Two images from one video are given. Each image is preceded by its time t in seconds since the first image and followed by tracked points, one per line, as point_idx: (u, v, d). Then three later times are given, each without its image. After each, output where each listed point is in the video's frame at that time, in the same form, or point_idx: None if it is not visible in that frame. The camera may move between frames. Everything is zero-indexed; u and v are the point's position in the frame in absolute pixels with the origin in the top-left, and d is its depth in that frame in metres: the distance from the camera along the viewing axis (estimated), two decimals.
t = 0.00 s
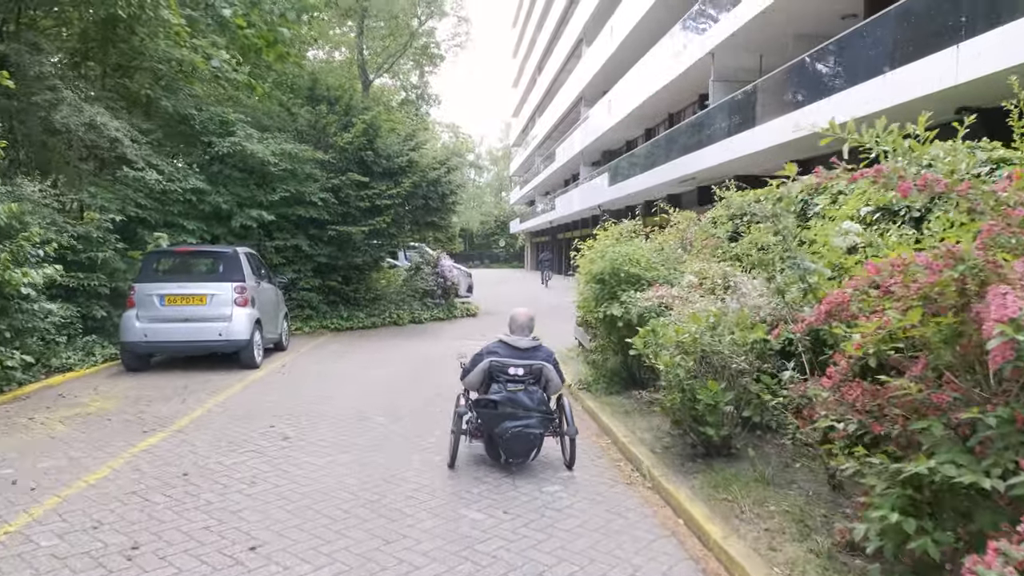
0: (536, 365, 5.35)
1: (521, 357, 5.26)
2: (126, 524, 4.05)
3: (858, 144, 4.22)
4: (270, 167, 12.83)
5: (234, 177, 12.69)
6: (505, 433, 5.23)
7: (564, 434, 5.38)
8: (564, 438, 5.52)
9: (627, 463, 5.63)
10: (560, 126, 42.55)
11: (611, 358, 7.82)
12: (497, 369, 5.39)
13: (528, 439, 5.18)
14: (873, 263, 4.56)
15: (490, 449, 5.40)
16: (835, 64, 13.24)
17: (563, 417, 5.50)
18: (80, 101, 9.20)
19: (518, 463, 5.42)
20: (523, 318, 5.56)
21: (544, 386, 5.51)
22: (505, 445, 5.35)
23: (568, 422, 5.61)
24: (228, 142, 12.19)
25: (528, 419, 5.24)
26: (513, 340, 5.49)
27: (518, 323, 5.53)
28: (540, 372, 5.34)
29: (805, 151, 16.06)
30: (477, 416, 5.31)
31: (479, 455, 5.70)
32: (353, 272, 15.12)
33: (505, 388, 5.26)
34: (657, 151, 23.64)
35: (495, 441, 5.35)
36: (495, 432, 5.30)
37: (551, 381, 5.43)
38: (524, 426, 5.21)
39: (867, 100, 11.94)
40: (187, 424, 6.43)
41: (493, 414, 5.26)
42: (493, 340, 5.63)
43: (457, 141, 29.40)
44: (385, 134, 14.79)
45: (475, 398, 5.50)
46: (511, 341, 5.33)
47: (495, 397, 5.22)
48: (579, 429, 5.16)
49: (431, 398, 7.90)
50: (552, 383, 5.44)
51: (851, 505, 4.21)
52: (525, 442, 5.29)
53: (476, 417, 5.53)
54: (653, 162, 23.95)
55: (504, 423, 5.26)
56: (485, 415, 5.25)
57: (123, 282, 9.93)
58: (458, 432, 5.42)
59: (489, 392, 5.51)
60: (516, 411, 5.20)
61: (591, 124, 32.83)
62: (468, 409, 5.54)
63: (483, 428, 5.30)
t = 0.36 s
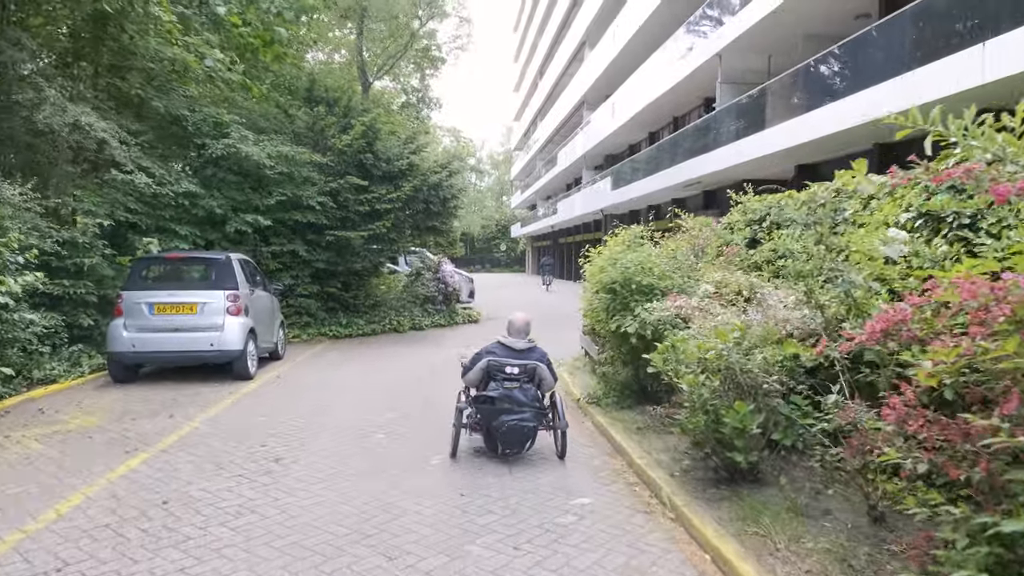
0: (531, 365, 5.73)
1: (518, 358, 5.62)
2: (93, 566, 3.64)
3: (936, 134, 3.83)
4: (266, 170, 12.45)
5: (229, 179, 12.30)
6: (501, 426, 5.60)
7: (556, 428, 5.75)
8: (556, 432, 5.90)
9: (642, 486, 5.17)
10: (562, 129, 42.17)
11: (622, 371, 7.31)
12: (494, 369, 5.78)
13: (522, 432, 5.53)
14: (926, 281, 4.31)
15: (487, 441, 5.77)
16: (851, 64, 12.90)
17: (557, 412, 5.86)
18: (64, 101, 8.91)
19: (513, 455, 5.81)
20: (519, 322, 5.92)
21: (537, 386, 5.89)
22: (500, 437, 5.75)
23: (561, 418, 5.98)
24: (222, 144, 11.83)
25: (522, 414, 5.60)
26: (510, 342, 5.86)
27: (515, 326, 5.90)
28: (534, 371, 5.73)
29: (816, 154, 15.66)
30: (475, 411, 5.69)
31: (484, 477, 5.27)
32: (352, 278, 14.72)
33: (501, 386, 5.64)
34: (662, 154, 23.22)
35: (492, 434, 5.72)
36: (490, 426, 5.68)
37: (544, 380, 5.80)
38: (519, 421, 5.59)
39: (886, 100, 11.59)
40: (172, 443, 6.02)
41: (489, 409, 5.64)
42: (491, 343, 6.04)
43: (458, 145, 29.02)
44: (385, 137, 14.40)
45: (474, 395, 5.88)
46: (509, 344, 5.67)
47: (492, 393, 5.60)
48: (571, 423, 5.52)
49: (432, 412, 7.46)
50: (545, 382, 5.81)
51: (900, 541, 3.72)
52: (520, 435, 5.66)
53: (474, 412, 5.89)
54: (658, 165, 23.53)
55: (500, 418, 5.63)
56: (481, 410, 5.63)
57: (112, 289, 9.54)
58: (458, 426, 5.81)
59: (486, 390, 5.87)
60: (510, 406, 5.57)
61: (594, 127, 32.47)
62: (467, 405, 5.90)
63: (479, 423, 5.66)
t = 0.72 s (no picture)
0: (526, 361, 6.09)
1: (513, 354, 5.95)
2: None
3: None
4: (259, 170, 11.99)
5: (220, 181, 11.86)
6: (499, 419, 6.04)
7: (550, 421, 6.15)
8: (551, 424, 6.31)
9: (665, 514, 4.68)
10: (562, 130, 41.68)
11: (637, 382, 6.84)
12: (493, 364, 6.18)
13: (517, 425, 5.94)
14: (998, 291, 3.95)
15: (486, 433, 6.21)
16: (874, 57, 12.54)
17: (552, 406, 6.26)
18: (44, 96, 8.40)
19: (511, 445, 6.26)
20: (515, 321, 6.28)
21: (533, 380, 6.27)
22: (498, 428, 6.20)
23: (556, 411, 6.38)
24: (213, 143, 11.36)
25: (518, 408, 6.01)
26: (506, 340, 6.23)
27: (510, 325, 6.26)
28: (529, 367, 6.10)
29: (828, 154, 15.27)
30: (475, 404, 6.13)
31: (492, 503, 4.79)
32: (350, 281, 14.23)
33: (499, 381, 6.03)
34: (666, 154, 22.76)
35: (490, 426, 6.17)
36: (489, 418, 6.12)
37: (539, 376, 6.18)
38: (515, 414, 6.01)
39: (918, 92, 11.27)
40: (151, 463, 5.52)
41: (488, 403, 6.07)
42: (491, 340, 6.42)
43: (458, 146, 28.50)
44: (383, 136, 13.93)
45: (474, 389, 6.30)
46: (504, 342, 6.01)
47: (490, 388, 6.02)
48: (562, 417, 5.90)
49: (434, 426, 6.98)
50: (540, 377, 6.19)
51: None
52: (516, 427, 6.09)
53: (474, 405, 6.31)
54: (663, 166, 23.01)
55: (498, 411, 6.07)
56: (481, 404, 6.08)
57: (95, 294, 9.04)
58: (460, 419, 6.25)
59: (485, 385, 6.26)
60: (507, 401, 5.98)
61: (595, 127, 32.02)
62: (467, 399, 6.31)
63: (478, 416, 6.10)
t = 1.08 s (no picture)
0: (524, 356, 6.52)
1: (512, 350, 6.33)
2: None
3: None
4: (251, 169, 11.54)
5: (210, 180, 11.42)
6: (498, 409, 6.50)
7: (546, 411, 6.60)
8: (547, 414, 6.76)
9: (693, 539, 4.24)
10: (561, 130, 41.27)
11: (653, 392, 6.42)
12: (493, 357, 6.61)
13: (515, 415, 6.42)
14: None
15: (486, 422, 6.67)
16: (882, 53, 12.08)
17: (548, 397, 6.70)
18: (22, 91, 7.96)
19: (509, 433, 6.74)
20: (513, 319, 6.69)
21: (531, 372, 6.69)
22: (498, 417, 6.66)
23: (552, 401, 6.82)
24: (203, 141, 10.93)
25: (516, 399, 6.48)
26: (505, 336, 6.64)
27: (509, 323, 6.66)
28: (527, 361, 6.52)
29: (836, 152, 14.85)
30: (476, 395, 6.57)
31: (502, 529, 4.36)
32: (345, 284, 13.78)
33: (499, 374, 6.48)
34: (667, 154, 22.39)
35: (491, 415, 6.62)
36: (490, 408, 6.56)
37: (537, 370, 6.61)
38: (514, 405, 6.47)
39: (929, 88, 10.86)
40: (130, 482, 5.07)
41: (489, 394, 6.52)
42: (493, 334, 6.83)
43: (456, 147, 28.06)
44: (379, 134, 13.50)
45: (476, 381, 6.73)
46: (504, 339, 6.38)
47: (490, 381, 6.47)
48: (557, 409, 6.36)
49: (435, 438, 6.54)
50: (538, 370, 6.63)
51: None
52: (514, 417, 6.55)
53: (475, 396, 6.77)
54: (664, 165, 22.63)
55: (498, 401, 6.52)
56: (482, 395, 6.53)
57: (77, 300, 8.60)
58: (462, 409, 6.70)
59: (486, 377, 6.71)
60: (506, 393, 6.43)
61: (594, 127, 31.63)
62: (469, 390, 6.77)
63: (479, 406, 6.55)
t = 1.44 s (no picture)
0: (520, 349, 7.04)
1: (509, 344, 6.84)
2: None
3: None
4: (240, 167, 11.11)
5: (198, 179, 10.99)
6: (497, 398, 7.01)
7: (541, 400, 7.09)
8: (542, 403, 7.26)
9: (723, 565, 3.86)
10: (556, 129, 40.90)
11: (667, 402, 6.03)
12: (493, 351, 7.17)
13: (511, 402, 6.93)
14: None
15: (485, 410, 7.21)
16: (890, 49, 11.73)
17: (544, 388, 7.19)
18: None
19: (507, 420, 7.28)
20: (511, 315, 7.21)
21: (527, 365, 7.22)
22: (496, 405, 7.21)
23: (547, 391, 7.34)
24: (190, 138, 10.49)
25: (513, 388, 6.99)
26: (504, 332, 7.18)
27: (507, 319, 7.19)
28: (523, 354, 7.05)
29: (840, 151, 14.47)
30: (477, 385, 7.11)
31: (512, 554, 3.98)
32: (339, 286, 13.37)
33: (497, 365, 7.02)
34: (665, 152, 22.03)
35: (489, 403, 7.16)
36: (488, 396, 7.10)
37: (532, 362, 7.13)
38: (511, 394, 7.00)
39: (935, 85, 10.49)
40: (105, 504, 4.67)
41: (488, 383, 7.06)
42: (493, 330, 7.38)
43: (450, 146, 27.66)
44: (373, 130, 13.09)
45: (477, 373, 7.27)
46: (502, 334, 6.91)
47: (490, 371, 7.00)
48: (549, 398, 6.85)
49: (434, 450, 6.16)
50: (534, 363, 7.14)
51: None
52: (511, 404, 7.06)
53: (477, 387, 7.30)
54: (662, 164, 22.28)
55: (496, 390, 7.04)
56: (481, 384, 7.08)
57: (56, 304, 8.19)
58: (464, 398, 7.24)
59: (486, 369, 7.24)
60: (503, 384, 6.95)
61: (591, 126, 31.28)
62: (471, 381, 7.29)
63: (479, 395, 7.09)
